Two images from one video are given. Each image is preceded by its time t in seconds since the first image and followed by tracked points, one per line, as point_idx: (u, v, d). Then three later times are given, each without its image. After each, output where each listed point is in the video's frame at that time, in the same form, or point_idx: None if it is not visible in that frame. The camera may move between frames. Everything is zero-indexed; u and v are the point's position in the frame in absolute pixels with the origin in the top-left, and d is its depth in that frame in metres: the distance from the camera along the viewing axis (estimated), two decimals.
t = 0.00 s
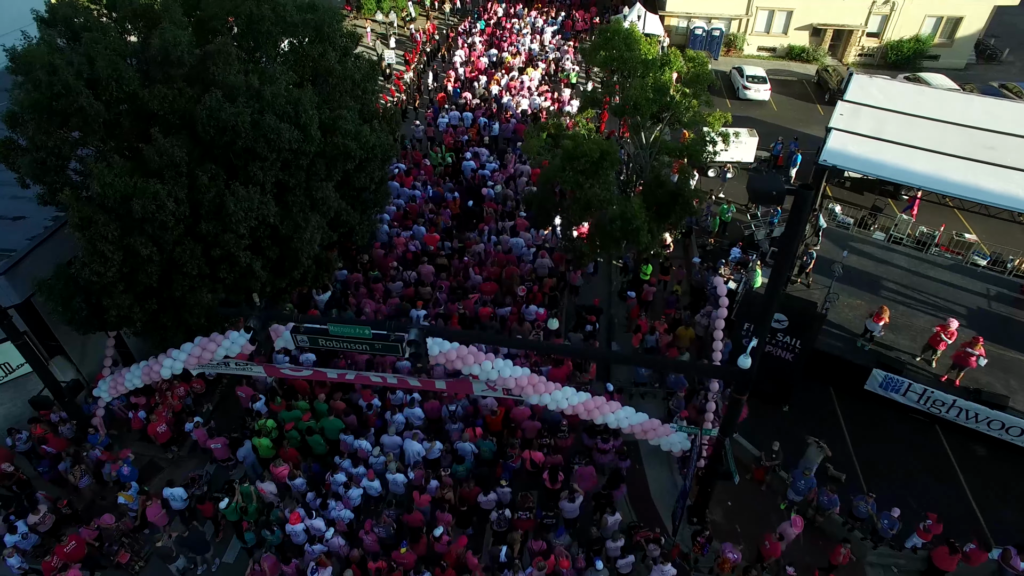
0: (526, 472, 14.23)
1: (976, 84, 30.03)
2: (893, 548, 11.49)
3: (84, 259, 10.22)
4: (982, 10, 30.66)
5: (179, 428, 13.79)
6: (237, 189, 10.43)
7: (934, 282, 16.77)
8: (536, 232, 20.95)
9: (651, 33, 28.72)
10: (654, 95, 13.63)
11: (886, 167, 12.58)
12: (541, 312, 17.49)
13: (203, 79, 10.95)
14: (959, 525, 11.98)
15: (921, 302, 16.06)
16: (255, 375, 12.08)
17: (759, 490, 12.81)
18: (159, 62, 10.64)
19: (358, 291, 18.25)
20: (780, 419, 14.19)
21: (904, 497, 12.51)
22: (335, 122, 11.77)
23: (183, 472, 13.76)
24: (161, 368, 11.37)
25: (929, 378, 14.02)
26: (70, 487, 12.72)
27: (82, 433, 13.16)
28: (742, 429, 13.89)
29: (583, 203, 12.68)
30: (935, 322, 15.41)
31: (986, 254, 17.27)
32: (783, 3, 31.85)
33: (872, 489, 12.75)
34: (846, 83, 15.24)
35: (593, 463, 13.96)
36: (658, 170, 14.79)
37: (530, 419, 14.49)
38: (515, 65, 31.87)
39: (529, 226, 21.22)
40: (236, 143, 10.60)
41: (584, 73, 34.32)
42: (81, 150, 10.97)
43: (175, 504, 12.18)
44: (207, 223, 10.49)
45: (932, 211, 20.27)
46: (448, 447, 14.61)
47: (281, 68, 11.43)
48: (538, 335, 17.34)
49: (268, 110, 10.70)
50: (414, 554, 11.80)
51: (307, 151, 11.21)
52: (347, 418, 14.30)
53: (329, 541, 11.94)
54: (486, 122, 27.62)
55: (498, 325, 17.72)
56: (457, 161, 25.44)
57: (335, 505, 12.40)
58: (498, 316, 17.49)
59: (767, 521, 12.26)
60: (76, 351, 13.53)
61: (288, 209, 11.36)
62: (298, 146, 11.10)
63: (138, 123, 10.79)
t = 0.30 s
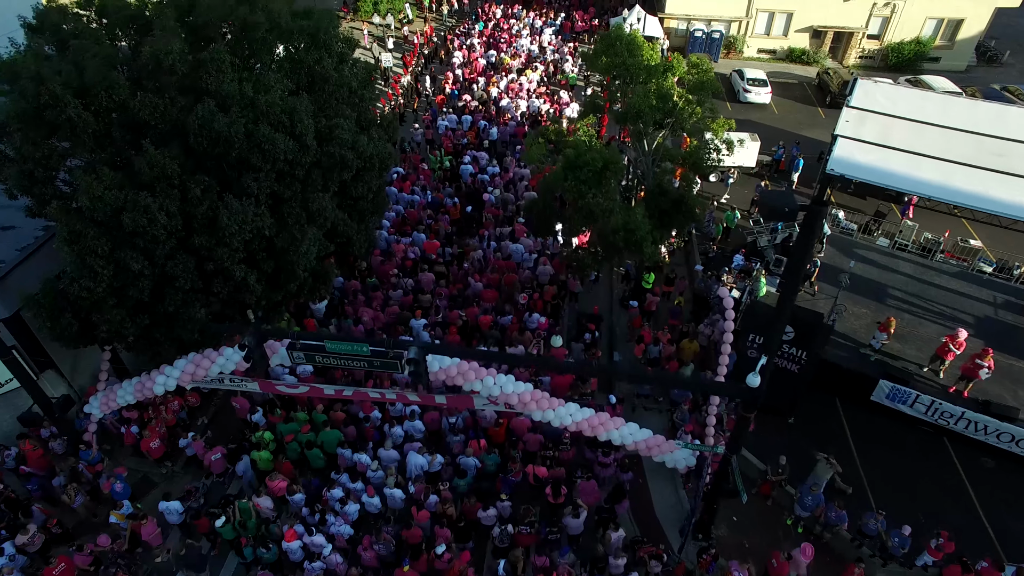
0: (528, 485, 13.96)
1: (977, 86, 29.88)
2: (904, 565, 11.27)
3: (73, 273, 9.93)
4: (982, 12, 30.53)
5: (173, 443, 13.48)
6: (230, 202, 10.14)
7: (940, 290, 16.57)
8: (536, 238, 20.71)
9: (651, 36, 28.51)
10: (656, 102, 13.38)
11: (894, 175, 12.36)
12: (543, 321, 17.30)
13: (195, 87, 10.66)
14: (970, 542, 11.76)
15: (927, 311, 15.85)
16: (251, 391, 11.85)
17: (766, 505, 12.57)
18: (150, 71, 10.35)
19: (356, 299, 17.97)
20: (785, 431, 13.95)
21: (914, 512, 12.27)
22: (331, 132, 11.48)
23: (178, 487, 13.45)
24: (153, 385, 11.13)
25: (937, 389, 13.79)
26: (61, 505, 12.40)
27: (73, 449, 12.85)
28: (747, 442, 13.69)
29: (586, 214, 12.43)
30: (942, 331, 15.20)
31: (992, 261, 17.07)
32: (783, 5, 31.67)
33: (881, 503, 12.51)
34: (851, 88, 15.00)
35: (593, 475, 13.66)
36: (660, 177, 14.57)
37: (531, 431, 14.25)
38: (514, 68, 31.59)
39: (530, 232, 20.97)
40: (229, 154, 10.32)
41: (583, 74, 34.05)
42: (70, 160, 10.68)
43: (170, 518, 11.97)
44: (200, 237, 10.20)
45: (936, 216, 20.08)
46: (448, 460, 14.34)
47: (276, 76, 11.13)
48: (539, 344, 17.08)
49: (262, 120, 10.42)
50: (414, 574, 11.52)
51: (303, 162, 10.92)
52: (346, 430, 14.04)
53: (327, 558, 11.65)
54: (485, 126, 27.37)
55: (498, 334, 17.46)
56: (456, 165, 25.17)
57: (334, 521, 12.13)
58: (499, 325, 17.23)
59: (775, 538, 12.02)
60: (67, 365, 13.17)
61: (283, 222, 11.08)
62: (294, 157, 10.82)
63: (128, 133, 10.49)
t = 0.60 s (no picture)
0: (530, 502, 13.66)
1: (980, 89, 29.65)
2: None
3: (60, 291, 9.59)
4: (985, 15, 30.31)
5: (167, 459, 13.15)
6: (223, 217, 9.83)
7: (948, 299, 16.30)
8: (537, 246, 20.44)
9: (652, 39, 28.24)
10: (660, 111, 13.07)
11: (904, 186, 12.08)
12: (543, 330, 17.05)
13: (187, 98, 10.37)
14: (983, 561, 11.50)
15: (935, 321, 15.58)
16: (247, 409, 11.58)
17: (773, 522, 12.28)
18: (141, 81, 10.05)
19: (354, 309, 17.66)
20: (793, 445, 13.66)
21: (925, 530, 12.01)
22: (329, 143, 11.15)
23: (171, 505, 13.13)
24: (146, 404, 10.81)
25: (948, 403, 13.51)
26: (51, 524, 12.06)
27: (64, 466, 12.52)
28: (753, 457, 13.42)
29: (590, 226, 12.14)
30: (951, 342, 14.93)
31: (1000, 269, 16.82)
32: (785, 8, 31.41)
33: (892, 520, 12.25)
34: (858, 94, 14.73)
35: (597, 490, 13.37)
36: (663, 186, 14.31)
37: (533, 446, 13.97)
38: (513, 71, 31.27)
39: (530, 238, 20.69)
40: (223, 167, 10.00)
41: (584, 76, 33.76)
42: (59, 173, 10.36)
43: (165, 534, 11.76)
44: (193, 253, 9.89)
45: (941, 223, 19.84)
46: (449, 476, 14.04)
47: (271, 85, 10.81)
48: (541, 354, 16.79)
49: (257, 131, 10.10)
50: None
51: (298, 174, 10.60)
52: (346, 442, 13.72)
53: None
54: (484, 130, 27.09)
55: (500, 344, 17.18)
56: (456, 170, 24.87)
57: (335, 538, 11.86)
58: (500, 335, 16.94)
59: (783, 556, 11.75)
60: (58, 382, 12.90)
61: (279, 236, 10.75)
62: (289, 169, 10.49)
63: (118, 145, 10.18)
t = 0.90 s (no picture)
0: (533, 519, 13.32)
1: (985, 93, 29.40)
2: None
3: (47, 311, 9.22)
4: (989, 17, 30.05)
5: (160, 478, 12.80)
6: (216, 234, 9.48)
7: (957, 309, 16.02)
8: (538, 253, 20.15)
9: (653, 43, 27.96)
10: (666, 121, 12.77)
11: (917, 198, 11.80)
12: (545, 341, 16.75)
13: (180, 109, 10.03)
14: None
15: (945, 332, 15.29)
16: (241, 430, 11.08)
17: (783, 542, 11.96)
18: (130, 92, 9.68)
19: (353, 320, 17.35)
20: (802, 462, 13.35)
21: (939, 550, 11.71)
22: (326, 155, 10.82)
23: (165, 525, 12.79)
24: (136, 426, 10.41)
25: (960, 418, 13.21)
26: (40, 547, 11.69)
27: (54, 487, 12.16)
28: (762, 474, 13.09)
29: (594, 239, 11.83)
30: (961, 354, 14.64)
31: (1010, 278, 16.53)
32: (787, 10, 31.13)
33: (905, 540, 11.94)
34: (866, 103, 14.48)
35: (602, 508, 13.05)
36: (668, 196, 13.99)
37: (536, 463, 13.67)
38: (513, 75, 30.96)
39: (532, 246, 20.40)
40: (216, 181, 9.67)
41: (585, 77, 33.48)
42: (46, 187, 9.99)
43: (158, 553, 11.45)
44: (185, 270, 9.54)
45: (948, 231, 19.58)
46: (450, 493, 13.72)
47: (266, 96, 10.48)
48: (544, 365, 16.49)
49: (251, 144, 9.76)
50: None
51: (294, 188, 10.26)
52: (345, 458, 13.41)
53: None
54: (485, 134, 26.79)
55: (501, 355, 16.89)
56: (456, 176, 24.58)
57: (334, 559, 11.51)
58: (502, 346, 16.64)
59: None
60: (48, 402, 12.57)
61: (274, 252, 10.41)
62: (285, 183, 10.15)
63: (107, 158, 9.81)
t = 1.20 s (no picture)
0: (537, 540, 12.97)
1: (990, 96, 29.11)
2: None
3: (33, 335, 8.84)
4: (994, 20, 29.75)
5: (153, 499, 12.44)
6: (209, 253, 9.11)
7: (967, 321, 15.70)
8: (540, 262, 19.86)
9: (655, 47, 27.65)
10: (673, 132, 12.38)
11: (932, 212, 11.47)
12: (548, 354, 16.42)
13: (171, 123, 9.67)
14: None
15: (956, 344, 14.98)
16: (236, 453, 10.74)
17: (794, 564, 11.63)
18: (119, 105, 9.30)
19: (352, 332, 17.01)
20: (812, 480, 13.02)
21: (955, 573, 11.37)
22: (323, 168, 10.46)
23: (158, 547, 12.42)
24: (127, 451, 10.08)
25: (973, 434, 12.90)
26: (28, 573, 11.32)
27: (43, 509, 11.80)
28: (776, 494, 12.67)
29: (599, 255, 11.53)
30: (973, 368, 14.33)
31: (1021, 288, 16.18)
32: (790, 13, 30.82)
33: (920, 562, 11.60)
34: (876, 111, 14.17)
35: (608, 528, 12.70)
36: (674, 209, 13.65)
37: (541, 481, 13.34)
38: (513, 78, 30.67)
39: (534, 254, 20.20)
40: (209, 198, 9.32)
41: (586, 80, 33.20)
42: (32, 205, 9.61)
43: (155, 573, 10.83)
44: (177, 291, 9.18)
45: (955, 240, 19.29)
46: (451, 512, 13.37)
47: (261, 108, 10.13)
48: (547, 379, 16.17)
49: (245, 159, 9.42)
50: None
51: (291, 204, 9.92)
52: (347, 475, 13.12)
53: None
54: (485, 139, 26.47)
55: (503, 368, 16.61)
56: (457, 182, 24.27)
57: None
58: (504, 359, 16.34)
59: None
60: (37, 422, 12.12)
61: (271, 270, 10.07)
62: (281, 199, 9.80)
63: (96, 174, 9.43)
